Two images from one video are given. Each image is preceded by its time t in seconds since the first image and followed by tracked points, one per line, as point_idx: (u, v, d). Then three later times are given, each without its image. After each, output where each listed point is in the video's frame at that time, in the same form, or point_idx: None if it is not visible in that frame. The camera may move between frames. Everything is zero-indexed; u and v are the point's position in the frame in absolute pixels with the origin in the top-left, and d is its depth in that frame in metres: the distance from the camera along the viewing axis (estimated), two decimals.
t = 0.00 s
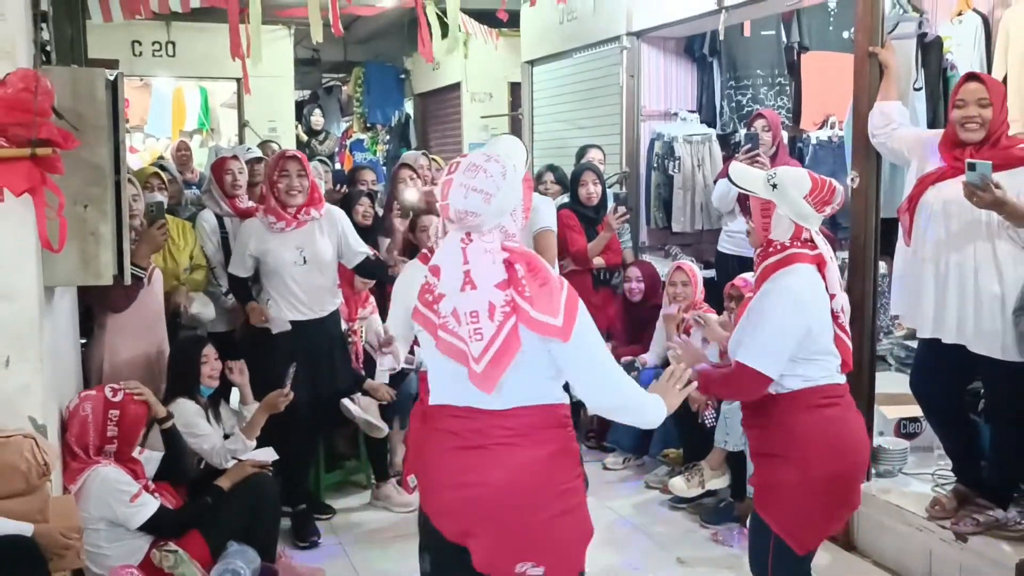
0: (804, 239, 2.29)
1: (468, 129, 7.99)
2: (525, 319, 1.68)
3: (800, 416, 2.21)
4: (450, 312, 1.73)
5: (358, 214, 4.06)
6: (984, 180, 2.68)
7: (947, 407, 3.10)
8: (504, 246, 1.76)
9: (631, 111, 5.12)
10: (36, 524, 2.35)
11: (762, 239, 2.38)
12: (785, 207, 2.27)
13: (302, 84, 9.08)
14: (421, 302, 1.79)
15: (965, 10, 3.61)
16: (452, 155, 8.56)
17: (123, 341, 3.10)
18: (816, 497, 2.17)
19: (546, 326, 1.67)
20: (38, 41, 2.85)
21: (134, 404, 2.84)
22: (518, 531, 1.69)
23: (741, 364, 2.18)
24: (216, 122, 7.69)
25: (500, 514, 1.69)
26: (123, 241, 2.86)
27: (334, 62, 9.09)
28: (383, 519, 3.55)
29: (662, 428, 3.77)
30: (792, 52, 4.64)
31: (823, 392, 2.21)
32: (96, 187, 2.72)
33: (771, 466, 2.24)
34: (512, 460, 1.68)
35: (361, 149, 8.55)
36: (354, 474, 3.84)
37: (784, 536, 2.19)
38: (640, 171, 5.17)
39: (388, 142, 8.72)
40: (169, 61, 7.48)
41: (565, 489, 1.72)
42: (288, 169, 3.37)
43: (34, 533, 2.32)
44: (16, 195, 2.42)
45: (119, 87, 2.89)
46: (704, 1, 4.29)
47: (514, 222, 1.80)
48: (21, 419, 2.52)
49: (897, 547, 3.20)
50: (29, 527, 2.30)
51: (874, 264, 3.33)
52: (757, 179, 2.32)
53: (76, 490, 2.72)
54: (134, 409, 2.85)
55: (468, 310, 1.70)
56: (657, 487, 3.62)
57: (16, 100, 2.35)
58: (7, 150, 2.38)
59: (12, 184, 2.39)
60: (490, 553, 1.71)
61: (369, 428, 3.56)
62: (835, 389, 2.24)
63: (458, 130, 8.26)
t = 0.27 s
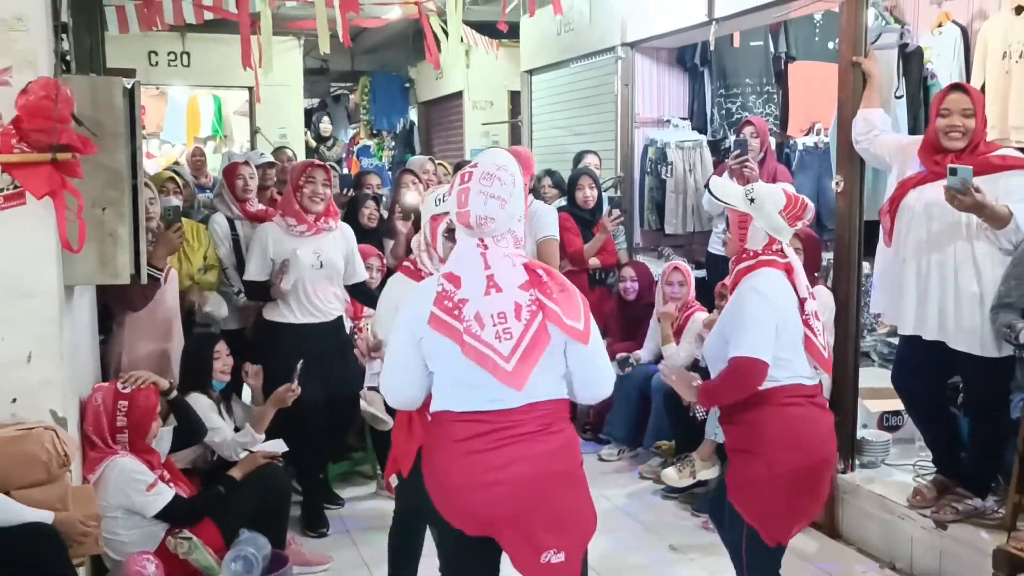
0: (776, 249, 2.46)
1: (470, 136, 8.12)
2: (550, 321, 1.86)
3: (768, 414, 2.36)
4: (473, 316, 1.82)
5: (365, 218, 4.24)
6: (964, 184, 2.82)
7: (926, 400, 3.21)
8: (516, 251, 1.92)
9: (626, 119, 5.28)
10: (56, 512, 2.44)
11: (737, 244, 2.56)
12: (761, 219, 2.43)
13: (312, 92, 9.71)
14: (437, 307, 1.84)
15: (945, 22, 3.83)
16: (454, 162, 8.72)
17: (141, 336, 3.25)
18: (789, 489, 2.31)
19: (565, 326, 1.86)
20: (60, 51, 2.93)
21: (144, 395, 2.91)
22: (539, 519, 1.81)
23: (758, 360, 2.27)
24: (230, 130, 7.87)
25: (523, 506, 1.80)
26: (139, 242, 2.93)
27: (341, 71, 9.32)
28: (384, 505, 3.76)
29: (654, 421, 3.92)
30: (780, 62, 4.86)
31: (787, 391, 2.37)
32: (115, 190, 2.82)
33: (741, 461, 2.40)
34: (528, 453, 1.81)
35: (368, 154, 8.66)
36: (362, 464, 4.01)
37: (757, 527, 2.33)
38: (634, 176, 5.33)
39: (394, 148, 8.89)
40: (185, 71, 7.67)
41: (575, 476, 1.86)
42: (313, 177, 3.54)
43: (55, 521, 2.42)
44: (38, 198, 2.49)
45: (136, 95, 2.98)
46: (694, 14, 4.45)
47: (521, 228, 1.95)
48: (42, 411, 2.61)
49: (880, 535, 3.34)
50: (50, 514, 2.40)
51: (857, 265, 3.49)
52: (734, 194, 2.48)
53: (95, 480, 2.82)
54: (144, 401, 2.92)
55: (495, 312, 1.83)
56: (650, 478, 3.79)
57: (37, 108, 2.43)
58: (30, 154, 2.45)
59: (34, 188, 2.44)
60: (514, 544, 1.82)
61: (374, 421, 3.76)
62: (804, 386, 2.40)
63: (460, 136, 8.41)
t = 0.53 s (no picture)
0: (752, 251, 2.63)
1: (470, 144, 8.23)
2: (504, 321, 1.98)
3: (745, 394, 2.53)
4: (431, 316, 1.90)
5: (368, 222, 4.33)
6: (944, 198, 2.94)
7: (896, 401, 3.35)
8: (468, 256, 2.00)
9: (621, 129, 5.41)
10: (74, 504, 2.46)
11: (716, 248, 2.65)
12: (742, 221, 2.58)
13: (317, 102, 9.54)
14: (400, 303, 1.90)
15: (927, 37, 4.32)
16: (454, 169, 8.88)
17: (153, 334, 3.38)
18: (768, 460, 2.47)
19: (516, 316, 2.01)
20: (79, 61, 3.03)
21: (151, 391, 2.98)
22: (485, 514, 1.88)
23: (683, 320, 2.47)
24: (238, 137, 8.00)
25: (471, 500, 1.87)
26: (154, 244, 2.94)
27: (346, 82, 9.47)
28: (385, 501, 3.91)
29: (647, 419, 4.06)
30: (768, 74, 5.14)
31: (762, 374, 2.55)
32: (130, 196, 2.81)
33: (719, 441, 2.54)
34: (480, 450, 1.89)
35: (373, 162, 8.79)
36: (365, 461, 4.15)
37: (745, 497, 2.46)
38: (628, 183, 5.45)
39: (397, 156, 8.98)
40: (196, 81, 7.83)
41: (520, 478, 1.94)
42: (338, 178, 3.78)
43: (72, 514, 2.44)
44: (56, 203, 2.50)
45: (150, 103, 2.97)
46: (686, 28, 4.60)
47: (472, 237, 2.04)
48: (60, 408, 2.60)
49: (863, 530, 3.47)
50: (67, 507, 2.41)
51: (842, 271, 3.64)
52: (713, 200, 2.59)
53: (109, 473, 2.93)
54: (151, 397, 2.98)
55: (451, 312, 1.91)
56: (643, 474, 3.94)
57: (56, 116, 2.41)
58: (47, 161, 2.44)
59: (53, 193, 2.45)
60: (459, 534, 1.88)
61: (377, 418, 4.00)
62: (769, 368, 2.57)
63: (460, 145, 8.56)
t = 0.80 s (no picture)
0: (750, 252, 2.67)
1: (469, 149, 8.23)
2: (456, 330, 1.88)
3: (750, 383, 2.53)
4: (378, 313, 1.86)
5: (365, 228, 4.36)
6: (936, 208, 2.94)
7: (896, 411, 3.30)
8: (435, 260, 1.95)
9: (620, 135, 5.43)
10: (70, 508, 2.45)
11: (725, 246, 2.63)
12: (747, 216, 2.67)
13: (317, 106, 9.62)
14: (355, 300, 1.87)
15: (926, 45, 4.31)
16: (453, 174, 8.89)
17: (152, 340, 3.37)
18: (764, 451, 2.53)
19: (481, 332, 1.91)
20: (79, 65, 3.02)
21: (148, 392, 2.98)
22: (427, 525, 1.82)
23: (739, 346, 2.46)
24: (238, 141, 8.04)
25: (415, 509, 1.81)
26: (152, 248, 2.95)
27: (346, 87, 9.47)
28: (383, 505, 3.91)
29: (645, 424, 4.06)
30: (768, 80, 5.08)
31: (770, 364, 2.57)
32: (130, 200, 2.80)
33: (718, 419, 2.57)
34: (434, 462, 1.82)
35: (372, 167, 8.92)
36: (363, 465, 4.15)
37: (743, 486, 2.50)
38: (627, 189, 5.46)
39: (397, 161, 9.03)
40: (196, 85, 7.83)
41: (474, 496, 1.87)
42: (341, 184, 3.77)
43: (70, 517, 2.43)
44: (55, 207, 2.49)
45: (150, 108, 2.99)
46: (686, 35, 4.61)
47: (444, 242, 1.99)
48: (58, 411, 2.60)
49: (860, 536, 3.46)
50: (65, 510, 2.40)
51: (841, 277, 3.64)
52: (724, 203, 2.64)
53: (106, 476, 2.89)
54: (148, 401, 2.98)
55: (398, 312, 1.86)
56: (641, 480, 3.94)
57: (56, 119, 2.42)
58: (47, 164, 2.44)
59: (52, 196, 2.46)
60: (396, 543, 1.83)
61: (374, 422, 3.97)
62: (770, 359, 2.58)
63: (460, 150, 8.56)
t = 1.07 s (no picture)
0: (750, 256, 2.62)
1: (469, 150, 8.24)
2: (451, 337, 1.82)
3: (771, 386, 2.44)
4: (379, 319, 1.86)
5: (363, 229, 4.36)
6: (934, 209, 2.95)
7: (897, 413, 3.29)
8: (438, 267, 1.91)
9: (620, 135, 5.44)
10: (69, 509, 2.44)
11: (732, 255, 2.58)
12: (751, 223, 2.60)
13: (317, 107, 9.63)
14: (354, 309, 1.92)
15: (926, 45, 4.31)
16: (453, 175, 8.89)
17: (152, 341, 3.36)
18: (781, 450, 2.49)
19: (462, 342, 1.81)
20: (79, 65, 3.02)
21: (144, 394, 2.98)
22: (418, 534, 1.78)
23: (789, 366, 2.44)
24: (238, 141, 8.04)
25: (405, 518, 1.78)
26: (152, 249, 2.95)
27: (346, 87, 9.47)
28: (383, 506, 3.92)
29: (645, 424, 4.06)
30: (768, 81, 5.04)
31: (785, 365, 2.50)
32: (130, 200, 2.81)
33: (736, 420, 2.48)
34: (423, 470, 1.79)
35: (371, 168, 8.93)
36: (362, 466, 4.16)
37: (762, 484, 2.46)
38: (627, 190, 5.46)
39: (396, 161, 9.05)
40: (196, 85, 7.83)
41: (467, 506, 1.81)
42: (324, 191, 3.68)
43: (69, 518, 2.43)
44: (54, 207, 2.49)
45: (150, 108, 2.98)
46: (685, 36, 4.61)
47: (450, 249, 1.94)
48: (57, 411, 2.60)
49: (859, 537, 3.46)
50: (64, 511, 2.40)
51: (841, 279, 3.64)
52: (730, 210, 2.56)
53: (106, 477, 2.89)
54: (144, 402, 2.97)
55: (396, 318, 1.85)
56: (640, 481, 3.94)
57: (56, 120, 2.42)
58: (46, 164, 2.43)
59: (52, 197, 2.45)
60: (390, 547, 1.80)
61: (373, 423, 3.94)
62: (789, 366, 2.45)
63: (460, 151, 8.57)
